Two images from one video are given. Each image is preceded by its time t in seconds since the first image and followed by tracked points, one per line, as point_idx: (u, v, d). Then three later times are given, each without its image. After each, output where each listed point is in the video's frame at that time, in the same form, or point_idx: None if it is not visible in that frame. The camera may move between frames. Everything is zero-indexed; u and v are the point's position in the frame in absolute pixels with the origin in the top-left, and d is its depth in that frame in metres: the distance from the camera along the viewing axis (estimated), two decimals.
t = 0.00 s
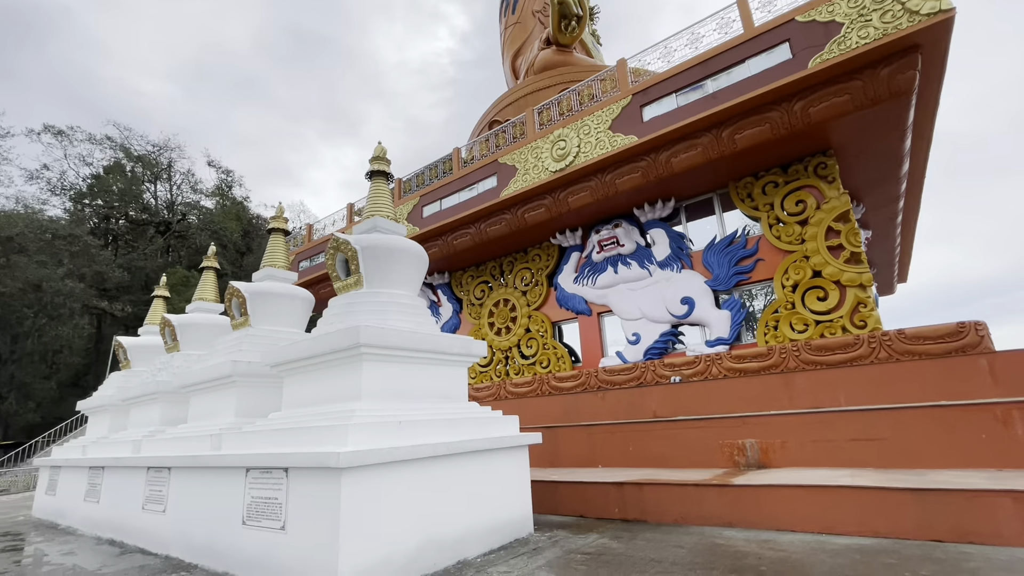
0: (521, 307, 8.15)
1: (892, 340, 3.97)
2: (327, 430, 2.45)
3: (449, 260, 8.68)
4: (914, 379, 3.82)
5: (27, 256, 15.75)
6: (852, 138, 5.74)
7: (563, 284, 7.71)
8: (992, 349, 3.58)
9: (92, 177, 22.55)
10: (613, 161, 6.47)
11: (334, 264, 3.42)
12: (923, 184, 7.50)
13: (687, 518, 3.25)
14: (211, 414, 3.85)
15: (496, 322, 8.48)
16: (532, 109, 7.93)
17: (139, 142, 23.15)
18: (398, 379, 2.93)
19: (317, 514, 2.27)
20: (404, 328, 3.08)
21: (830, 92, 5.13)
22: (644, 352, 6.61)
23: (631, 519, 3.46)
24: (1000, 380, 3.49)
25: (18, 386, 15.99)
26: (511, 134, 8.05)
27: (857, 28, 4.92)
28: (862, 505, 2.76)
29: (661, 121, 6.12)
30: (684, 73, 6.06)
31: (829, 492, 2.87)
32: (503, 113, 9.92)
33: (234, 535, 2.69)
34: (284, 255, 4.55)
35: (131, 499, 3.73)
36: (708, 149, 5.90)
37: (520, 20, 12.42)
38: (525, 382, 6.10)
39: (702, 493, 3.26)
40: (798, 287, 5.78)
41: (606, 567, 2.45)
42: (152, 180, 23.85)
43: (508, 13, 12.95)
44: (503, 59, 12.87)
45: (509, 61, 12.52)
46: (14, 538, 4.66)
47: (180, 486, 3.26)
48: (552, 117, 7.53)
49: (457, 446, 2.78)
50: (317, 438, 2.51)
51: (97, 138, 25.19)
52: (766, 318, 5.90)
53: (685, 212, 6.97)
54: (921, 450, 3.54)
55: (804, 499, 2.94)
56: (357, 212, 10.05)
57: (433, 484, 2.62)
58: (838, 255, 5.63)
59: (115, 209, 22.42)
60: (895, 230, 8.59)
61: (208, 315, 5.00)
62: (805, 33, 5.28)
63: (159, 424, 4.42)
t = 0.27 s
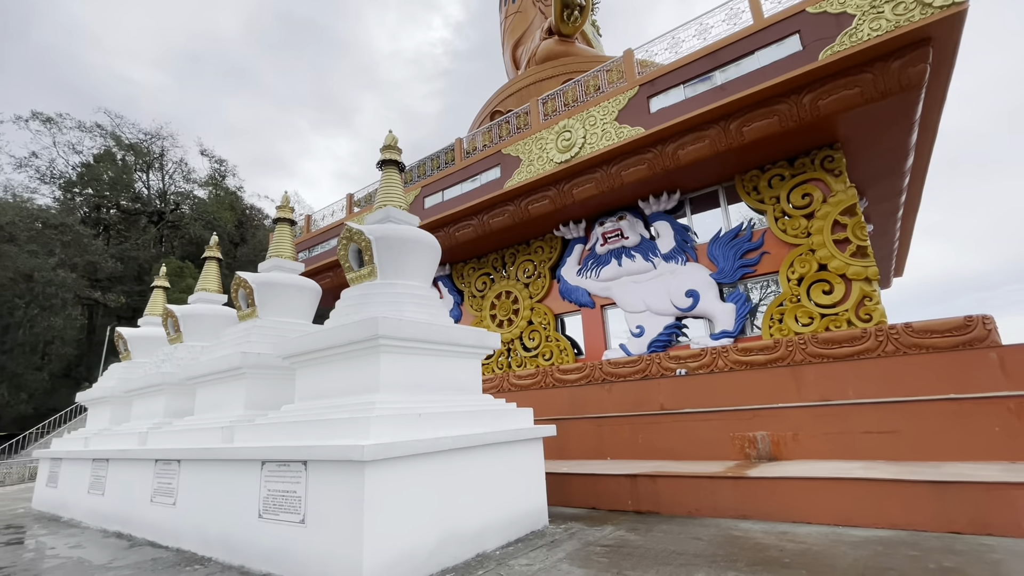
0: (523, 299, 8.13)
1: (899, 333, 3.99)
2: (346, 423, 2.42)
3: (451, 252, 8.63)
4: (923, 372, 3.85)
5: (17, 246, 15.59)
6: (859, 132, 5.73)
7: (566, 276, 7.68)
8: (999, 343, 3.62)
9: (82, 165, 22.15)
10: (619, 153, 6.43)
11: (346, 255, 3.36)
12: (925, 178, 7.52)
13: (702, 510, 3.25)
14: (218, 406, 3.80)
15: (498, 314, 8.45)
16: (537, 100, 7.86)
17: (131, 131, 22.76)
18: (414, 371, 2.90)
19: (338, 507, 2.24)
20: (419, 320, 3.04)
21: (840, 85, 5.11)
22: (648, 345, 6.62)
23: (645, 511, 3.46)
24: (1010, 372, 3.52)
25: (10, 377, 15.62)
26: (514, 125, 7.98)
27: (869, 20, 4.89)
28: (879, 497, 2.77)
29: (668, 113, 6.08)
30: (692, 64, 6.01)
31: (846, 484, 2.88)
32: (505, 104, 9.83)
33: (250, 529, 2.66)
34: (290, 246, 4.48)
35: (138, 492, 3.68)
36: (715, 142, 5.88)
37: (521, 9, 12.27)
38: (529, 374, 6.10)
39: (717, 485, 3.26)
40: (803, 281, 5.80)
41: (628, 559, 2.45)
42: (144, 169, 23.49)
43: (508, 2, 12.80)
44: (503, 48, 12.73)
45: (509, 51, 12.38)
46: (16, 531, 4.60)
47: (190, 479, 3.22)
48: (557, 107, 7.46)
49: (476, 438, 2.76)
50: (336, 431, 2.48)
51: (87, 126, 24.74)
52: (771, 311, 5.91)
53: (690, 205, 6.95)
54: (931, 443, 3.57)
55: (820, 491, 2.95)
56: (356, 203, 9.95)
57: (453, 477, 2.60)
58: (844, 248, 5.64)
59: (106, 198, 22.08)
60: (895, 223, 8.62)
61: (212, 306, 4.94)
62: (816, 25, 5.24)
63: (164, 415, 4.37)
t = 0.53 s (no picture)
0: (526, 290, 8.08)
1: (909, 324, 4.00)
2: (366, 410, 2.37)
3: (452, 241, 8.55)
4: (933, 363, 3.86)
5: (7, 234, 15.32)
6: (868, 122, 5.70)
7: (569, 266, 7.64)
8: (1008, 334, 3.64)
9: (72, 153, 21.75)
10: (625, 142, 6.37)
11: (358, 242, 3.31)
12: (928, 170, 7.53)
13: (717, 498, 3.25)
14: (225, 394, 3.74)
15: (500, 305, 8.41)
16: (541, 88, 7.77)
17: (122, 118, 22.36)
18: (431, 358, 2.86)
19: (360, 495, 2.20)
20: (435, 306, 2.99)
21: (851, 74, 5.07)
22: (652, 336, 6.61)
23: (658, 500, 3.45)
24: (1022, 362, 3.53)
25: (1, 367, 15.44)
26: (518, 113, 7.89)
27: (882, 9, 4.85)
28: (898, 485, 2.77)
29: (676, 102, 6.02)
30: (701, 52, 5.95)
31: (865, 473, 2.87)
32: (507, 93, 9.72)
33: (264, 517, 2.61)
34: (296, 232, 4.40)
35: (144, 481, 3.63)
36: (723, 131, 5.83)
37: None
38: (532, 364, 6.07)
39: (732, 474, 3.25)
40: (809, 272, 5.79)
41: (650, 546, 2.43)
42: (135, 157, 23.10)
43: None
44: (504, 37, 12.58)
45: (510, 39, 12.22)
46: (16, 520, 4.53)
47: (200, 468, 3.16)
48: (562, 96, 7.38)
49: (494, 426, 2.72)
50: (355, 418, 2.43)
51: (77, 112, 24.27)
52: (777, 302, 5.91)
53: (695, 195, 6.92)
54: (943, 432, 3.57)
55: (837, 480, 2.94)
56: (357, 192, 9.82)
57: (472, 465, 2.57)
58: (851, 239, 5.63)
59: (97, 186, 21.72)
60: (897, 216, 8.64)
61: (215, 295, 4.87)
62: (828, 13, 5.19)
63: (168, 404, 4.30)
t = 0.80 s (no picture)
0: (529, 282, 8.03)
1: (919, 317, 3.98)
2: (387, 400, 2.32)
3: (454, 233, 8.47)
4: (946, 355, 3.85)
5: None
6: (877, 115, 5.67)
7: (573, 258, 7.59)
8: (1019, 326, 3.63)
9: (63, 141, 21.37)
10: (633, 133, 6.30)
11: (372, 230, 3.23)
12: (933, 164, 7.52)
13: (734, 491, 3.23)
14: (233, 385, 3.67)
15: (503, 297, 8.35)
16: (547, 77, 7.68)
17: (114, 106, 21.99)
18: (449, 348, 2.80)
19: (382, 487, 2.15)
20: (452, 296, 2.93)
21: (864, 65, 5.03)
22: (658, 328, 6.58)
23: (673, 492, 3.43)
24: None
25: None
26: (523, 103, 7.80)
27: None
28: (920, 477, 2.76)
29: (685, 92, 5.96)
30: (711, 41, 5.88)
31: (886, 464, 2.85)
32: (510, 82, 9.61)
33: (280, 510, 2.56)
34: (303, 221, 4.32)
35: (151, 472, 3.56)
36: (732, 122, 5.78)
37: None
38: (537, 356, 6.04)
39: (750, 466, 3.23)
40: (817, 264, 5.77)
41: (675, 539, 2.40)
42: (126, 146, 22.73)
43: None
44: (505, 27, 12.46)
45: (511, 29, 12.11)
46: (16, 513, 4.45)
47: (210, 460, 3.10)
48: (568, 85, 7.29)
49: (515, 417, 2.68)
50: (375, 409, 2.38)
51: (67, 99, 23.82)
52: (784, 295, 5.89)
53: (702, 186, 6.87)
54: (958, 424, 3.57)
55: (857, 472, 2.93)
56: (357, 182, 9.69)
57: (493, 456, 2.52)
58: (859, 232, 5.61)
59: (88, 175, 21.38)
60: (899, 210, 8.64)
61: (219, 285, 4.78)
62: (841, 3, 5.13)
63: (173, 395, 4.22)
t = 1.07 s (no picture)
0: (532, 274, 7.99)
1: (928, 311, 3.99)
2: (410, 390, 2.28)
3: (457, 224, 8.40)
4: (957, 348, 3.86)
5: None
6: (886, 108, 5.65)
7: (577, 251, 7.56)
8: None
9: (54, 130, 21.02)
10: (640, 124, 6.26)
11: (386, 219, 3.18)
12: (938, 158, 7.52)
13: (750, 482, 3.23)
14: (243, 376, 3.62)
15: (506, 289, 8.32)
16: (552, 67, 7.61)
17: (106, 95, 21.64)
18: (468, 338, 2.76)
19: (408, 478, 2.11)
20: (471, 285, 2.89)
21: (875, 57, 5.01)
22: (663, 321, 6.57)
23: (687, 483, 3.43)
24: None
25: None
26: (528, 94, 7.73)
27: None
28: (939, 468, 2.76)
29: (694, 83, 5.92)
30: (721, 32, 5.83)
31: (905, 457, 2.85)
32: (513, 73, 9.53)
33: (298, 501, 2.52)
34: (311, 210, 4.26)
35: (159, 464, 3.51)
36: (741, 114, 5.75)
37: None
38: (542, 349, 6.01)
39: (766, 458, 3.22)
40: (824, 258, 5.77)
41: (700, 530, 2.39)
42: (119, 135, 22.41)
43: None
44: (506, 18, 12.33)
45: (512, 20, 11.99)
46: (19, 505, 4.39)
47: (222, 451, 3.06)
48: (574, 76, 7.23)
49: (536, 408, 2.65)
50: (398, 399, 2.34)
51: (57, 87, 23.42)
52: (790, 288, 5.90)
53: (708, 179, 6.85)
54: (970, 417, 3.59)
55: (875, 464, 2.93)
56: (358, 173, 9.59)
57: (515, 447, 2.49)
58: (867, 226, 5.60)
59: (80, 165, 21.07)
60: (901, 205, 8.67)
61: (224, 275, 4.72)
62: None
63: (179, 386, 4.16)
